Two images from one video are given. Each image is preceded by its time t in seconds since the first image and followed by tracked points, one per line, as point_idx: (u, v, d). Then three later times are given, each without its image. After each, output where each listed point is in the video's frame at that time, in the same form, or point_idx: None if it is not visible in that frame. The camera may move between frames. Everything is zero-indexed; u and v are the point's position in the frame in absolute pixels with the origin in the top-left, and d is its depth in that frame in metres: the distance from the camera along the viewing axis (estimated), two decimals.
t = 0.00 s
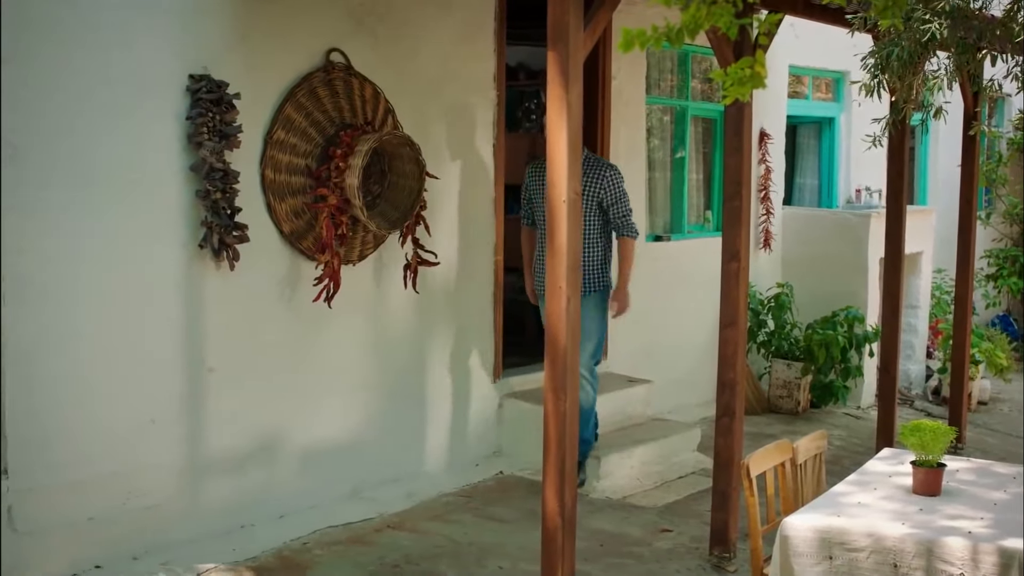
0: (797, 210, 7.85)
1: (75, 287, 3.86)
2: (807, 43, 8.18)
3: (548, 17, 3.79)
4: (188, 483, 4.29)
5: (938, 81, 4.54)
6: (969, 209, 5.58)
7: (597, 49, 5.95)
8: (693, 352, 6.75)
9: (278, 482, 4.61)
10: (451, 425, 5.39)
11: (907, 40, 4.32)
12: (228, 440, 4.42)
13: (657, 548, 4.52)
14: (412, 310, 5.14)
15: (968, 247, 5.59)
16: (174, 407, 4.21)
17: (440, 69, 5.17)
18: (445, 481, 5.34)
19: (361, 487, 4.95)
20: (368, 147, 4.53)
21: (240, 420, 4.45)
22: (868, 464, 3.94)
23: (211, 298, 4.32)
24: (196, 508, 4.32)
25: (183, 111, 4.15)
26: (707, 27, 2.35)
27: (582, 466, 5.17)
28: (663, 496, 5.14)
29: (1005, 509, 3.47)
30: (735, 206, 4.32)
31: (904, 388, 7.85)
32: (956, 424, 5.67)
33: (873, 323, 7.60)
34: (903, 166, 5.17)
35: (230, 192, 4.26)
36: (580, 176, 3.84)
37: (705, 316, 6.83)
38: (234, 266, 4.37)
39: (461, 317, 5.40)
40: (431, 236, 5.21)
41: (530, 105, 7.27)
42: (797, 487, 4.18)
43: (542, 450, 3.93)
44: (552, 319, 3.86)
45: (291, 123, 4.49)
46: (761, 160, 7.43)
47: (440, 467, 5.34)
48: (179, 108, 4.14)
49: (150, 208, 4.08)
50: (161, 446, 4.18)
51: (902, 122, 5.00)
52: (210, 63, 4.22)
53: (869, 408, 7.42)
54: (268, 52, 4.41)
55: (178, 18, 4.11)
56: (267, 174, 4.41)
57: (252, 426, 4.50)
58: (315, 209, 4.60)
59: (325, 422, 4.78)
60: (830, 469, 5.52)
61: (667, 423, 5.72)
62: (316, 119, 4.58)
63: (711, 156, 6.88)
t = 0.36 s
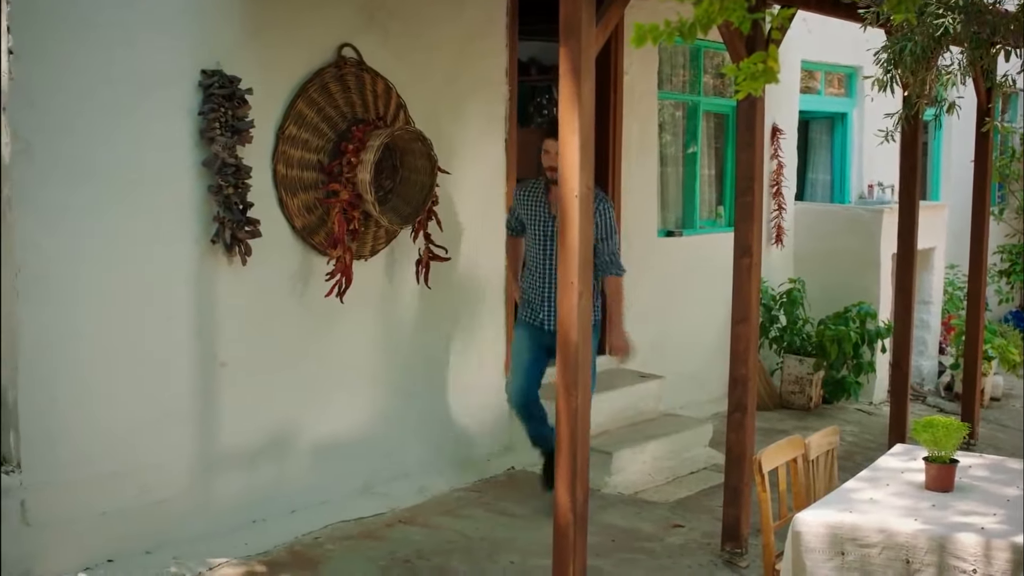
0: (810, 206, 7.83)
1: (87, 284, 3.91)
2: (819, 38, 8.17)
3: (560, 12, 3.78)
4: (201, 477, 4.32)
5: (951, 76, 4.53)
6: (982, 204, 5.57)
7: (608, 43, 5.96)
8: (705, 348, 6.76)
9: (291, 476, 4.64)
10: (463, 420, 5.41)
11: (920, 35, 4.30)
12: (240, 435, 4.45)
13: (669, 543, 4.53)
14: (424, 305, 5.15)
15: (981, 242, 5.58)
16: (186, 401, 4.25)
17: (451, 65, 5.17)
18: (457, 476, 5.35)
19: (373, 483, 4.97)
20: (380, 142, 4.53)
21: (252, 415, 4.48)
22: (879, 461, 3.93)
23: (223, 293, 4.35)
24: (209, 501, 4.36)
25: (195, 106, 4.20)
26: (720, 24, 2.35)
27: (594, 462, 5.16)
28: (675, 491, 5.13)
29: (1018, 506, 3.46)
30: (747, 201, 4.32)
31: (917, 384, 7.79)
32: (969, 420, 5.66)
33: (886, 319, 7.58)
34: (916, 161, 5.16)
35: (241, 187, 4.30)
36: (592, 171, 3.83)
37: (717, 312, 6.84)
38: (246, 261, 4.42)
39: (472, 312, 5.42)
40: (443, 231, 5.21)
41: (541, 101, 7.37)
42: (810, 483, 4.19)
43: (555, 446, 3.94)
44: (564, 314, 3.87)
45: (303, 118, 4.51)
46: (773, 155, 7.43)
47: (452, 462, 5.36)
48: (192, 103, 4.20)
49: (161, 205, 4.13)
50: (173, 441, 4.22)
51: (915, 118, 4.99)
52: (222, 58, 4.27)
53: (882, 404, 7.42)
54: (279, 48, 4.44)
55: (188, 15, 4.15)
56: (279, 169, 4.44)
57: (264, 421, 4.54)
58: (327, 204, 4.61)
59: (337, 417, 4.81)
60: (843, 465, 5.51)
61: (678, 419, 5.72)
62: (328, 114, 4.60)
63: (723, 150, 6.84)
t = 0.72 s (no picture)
0: (828, 193, 7.79)
1: (107, 273, 3.96)
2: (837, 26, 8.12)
3: None
4: (218, 464, 4.39)
5: (971, 62, 4.51)
6: (999, 194, 5.54)
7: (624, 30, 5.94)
8: (721, 336, 6.76)
9: (306, 462, 4.68)
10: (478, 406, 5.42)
11: (939, 21, 4.26)
12: (256, 421, 4.50)
13: (684, 531, 4.53)
14: (440, 292, 5.16)
15: (999, 231, 5.56)
16: (203, 388, 4.31)
17: (468, 50, 5.16)
18: (472, 463, 5.37)
19: (388, 470, 5.00)
20: (396, 129, 4.54)
21: (268, 401, 4.53)
22: (894, 449, 3.91)
23: (239, 280, 4.39)
24: (226, 486, 4.42)
25: (212, 93, 4.22)
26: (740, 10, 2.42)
27: (609, 450, 5.17)
28: (689, 480, 5.09)
29: None
30: (765, 188, 4.31)
31: (934, 372, 7.83)
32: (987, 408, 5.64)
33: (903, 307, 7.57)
34: (934, 148, 5.13)
35: (258, 174, 4.32)
36: (608, 158, 3.82)
37: (732, 301, 6.84)
38: (262, 248, 4.44)
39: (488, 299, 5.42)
40: (460, 218, 5.22)
41: (557, 88, 7.39)
42: (827, 470, 4.20)
43: (571, 432, 3.94)
44: (580, 301, 3.86)
45: (320, 105, 4.52)
46: (790, 142, 7.40)
47: (467, 449, 5.35)
48: (209, 90, 4.22)
49: (179, 193, 4.17)
50: (190, 427, 4.28)
51: (934, 105, 4.96)
52: (239, 45, 4.28)
53: (898, 392, 7.38)
54: (295, 34, 4.44)
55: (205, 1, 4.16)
56: (296, 155, 4.46)
57: (280, 407, 4.58)
58: (342, 190, 4.64)
59: (350, 405, 4.84)
60: (859, 453, 5.51)
61: (693, 407, 5.72)
62: (344, 102, 4.62)
63: (740, 137, 6.84)
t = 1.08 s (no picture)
0: (849, 185, 7.76)
1: (128, 264, 4.00)
2: (858, 17, 8.10)
3: None
4: (239, 456, 4.42)
5: (994, 53, 4.49)
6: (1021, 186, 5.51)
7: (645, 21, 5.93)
8: (741, 328, 6.75)
9: (326, 453, 4.71)
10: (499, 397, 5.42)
11: (963, 11, 4.26)
12: (276, 412, 4.53)
13: (704, 523, 4.52)
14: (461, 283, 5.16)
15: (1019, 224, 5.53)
16: (223, 379, 4.34)
17: (488, 41, 5.16)
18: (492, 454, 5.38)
19: (408, 460, 5.04)
20: (416, 120, 4.54)
21: (288, 391, 4.56)
22: (915, 443, 3.88)
23: (259, 271, 4.41)
24: (246, 476, 4.45)
25: (233, 84, 4.23)
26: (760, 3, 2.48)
27: (629, 441, 5.18)
28: (711, 471, 5.10)
29: None
30: (786, 179, 4.30)
31: (956, 364, 7.90)
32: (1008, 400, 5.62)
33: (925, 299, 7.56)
34: (957, 139, 5.10)
35: (279, 165, 4.33)
36: (629, 149, 3.80)
37: (753, 294, 6.82)
38: (282, 239, 4.45)
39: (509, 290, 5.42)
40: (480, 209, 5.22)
41: (578, 79, 7.23)
42: (849, 462, 4.18)
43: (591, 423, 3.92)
44: (601, 292, 3.84)
45: (340, 96, 4.53)
46: (811, 134, 7.37)
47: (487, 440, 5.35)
48: (230, 81, 4.23)
49: (201, 184, 4.19)
50: (211, 416, 4.32)
51: (956, 96, 4.93)
52: (260, 35, 4.29)
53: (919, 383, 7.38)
54: (317, 25, 4.45)
55: None
56: (317, 146, 4.46)
57: (301, 398, 4.61)
58: (363, 181, 4.65)
59: (370, 396, 4.87)
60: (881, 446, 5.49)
61: (713, 398, 5.72)
62: (365, 93, 4.62)
63: (761, 129, 6.83)
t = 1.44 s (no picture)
0: (878, 181, 7.75)
1: (156, 259, 4.02)
2: (886, 13, 8.04)
3: None
4: (267, 451, 4.45)
5: None
6: None
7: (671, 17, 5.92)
8: (768, 326, 6.74)
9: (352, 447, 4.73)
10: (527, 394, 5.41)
11: (994, 7, 4.22)
12: (305, 406, 4.55)
13: (731, 520, 4.52)
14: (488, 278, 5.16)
15: None
16: (252, 374, 4.37)
17: (515, 38, 5.15)
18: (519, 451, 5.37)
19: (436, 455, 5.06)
20: (443, 117, 4.55)
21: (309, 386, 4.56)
22: (943, 441, 3.86)
23: (287, 267, 4.43)
24: (273, 470, 4.47)
25: (261, 80, 4.25)
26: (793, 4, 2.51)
27: (656, 438, 5.17)
28: (738, 468, 5.10)
29: None
30: (814, 175, 4.27)
31: (984, 362, 7.94)
32: None
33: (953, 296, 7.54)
34: (986, 136, 5.07)
35: (307, 161, 4.34)
36: (657, 146, 3.77)
37: (780, 291, 6.81)
38: (310, 235, 4.47)
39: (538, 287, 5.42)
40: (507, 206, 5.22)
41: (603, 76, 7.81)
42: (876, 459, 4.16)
43: (619, 420, 3.90)
44: (628, 289, 3.81)
45: (367, 92, 4.54)
46: (838, 130, 7.34)
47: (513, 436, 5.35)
48: (258, 77, 4.24)
49: (230, 180, 4.21)
50: (239, 412, 4.34)
51: (986, 93, 4.89)
52: (288, 32, 4.30)
53: (948, 382, 7.41)
54: (344, 21, 4.46)
55: None
56: (344, 143, 4.48)
57: (325, 392, 4.63)
58: (391, 177, 4.65)
59: (395, 392, 4.90)
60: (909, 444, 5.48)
61: (739, 395, 5.71)
62: (392, 89, 4.62)
63: (787, 125, 6.81)
